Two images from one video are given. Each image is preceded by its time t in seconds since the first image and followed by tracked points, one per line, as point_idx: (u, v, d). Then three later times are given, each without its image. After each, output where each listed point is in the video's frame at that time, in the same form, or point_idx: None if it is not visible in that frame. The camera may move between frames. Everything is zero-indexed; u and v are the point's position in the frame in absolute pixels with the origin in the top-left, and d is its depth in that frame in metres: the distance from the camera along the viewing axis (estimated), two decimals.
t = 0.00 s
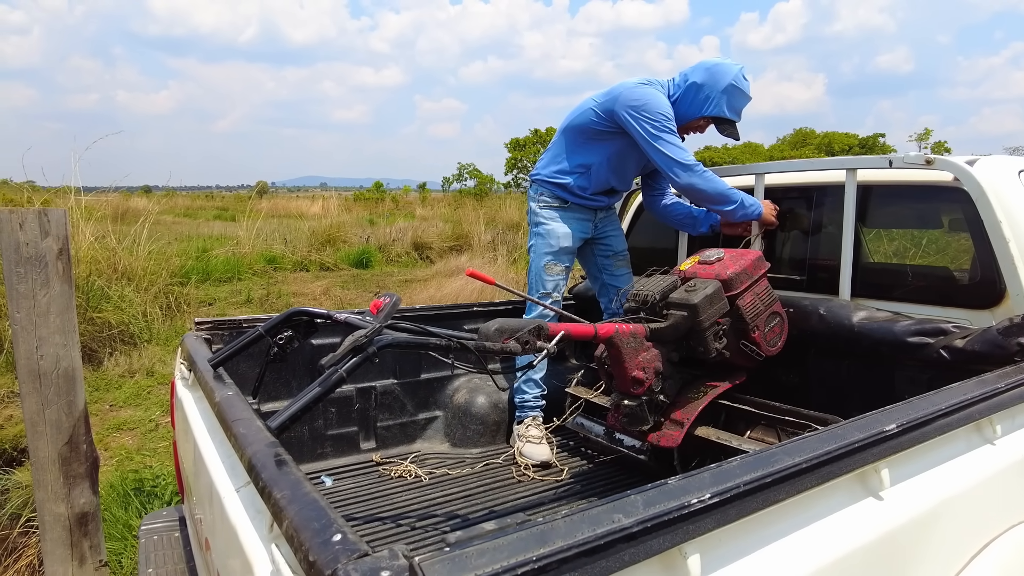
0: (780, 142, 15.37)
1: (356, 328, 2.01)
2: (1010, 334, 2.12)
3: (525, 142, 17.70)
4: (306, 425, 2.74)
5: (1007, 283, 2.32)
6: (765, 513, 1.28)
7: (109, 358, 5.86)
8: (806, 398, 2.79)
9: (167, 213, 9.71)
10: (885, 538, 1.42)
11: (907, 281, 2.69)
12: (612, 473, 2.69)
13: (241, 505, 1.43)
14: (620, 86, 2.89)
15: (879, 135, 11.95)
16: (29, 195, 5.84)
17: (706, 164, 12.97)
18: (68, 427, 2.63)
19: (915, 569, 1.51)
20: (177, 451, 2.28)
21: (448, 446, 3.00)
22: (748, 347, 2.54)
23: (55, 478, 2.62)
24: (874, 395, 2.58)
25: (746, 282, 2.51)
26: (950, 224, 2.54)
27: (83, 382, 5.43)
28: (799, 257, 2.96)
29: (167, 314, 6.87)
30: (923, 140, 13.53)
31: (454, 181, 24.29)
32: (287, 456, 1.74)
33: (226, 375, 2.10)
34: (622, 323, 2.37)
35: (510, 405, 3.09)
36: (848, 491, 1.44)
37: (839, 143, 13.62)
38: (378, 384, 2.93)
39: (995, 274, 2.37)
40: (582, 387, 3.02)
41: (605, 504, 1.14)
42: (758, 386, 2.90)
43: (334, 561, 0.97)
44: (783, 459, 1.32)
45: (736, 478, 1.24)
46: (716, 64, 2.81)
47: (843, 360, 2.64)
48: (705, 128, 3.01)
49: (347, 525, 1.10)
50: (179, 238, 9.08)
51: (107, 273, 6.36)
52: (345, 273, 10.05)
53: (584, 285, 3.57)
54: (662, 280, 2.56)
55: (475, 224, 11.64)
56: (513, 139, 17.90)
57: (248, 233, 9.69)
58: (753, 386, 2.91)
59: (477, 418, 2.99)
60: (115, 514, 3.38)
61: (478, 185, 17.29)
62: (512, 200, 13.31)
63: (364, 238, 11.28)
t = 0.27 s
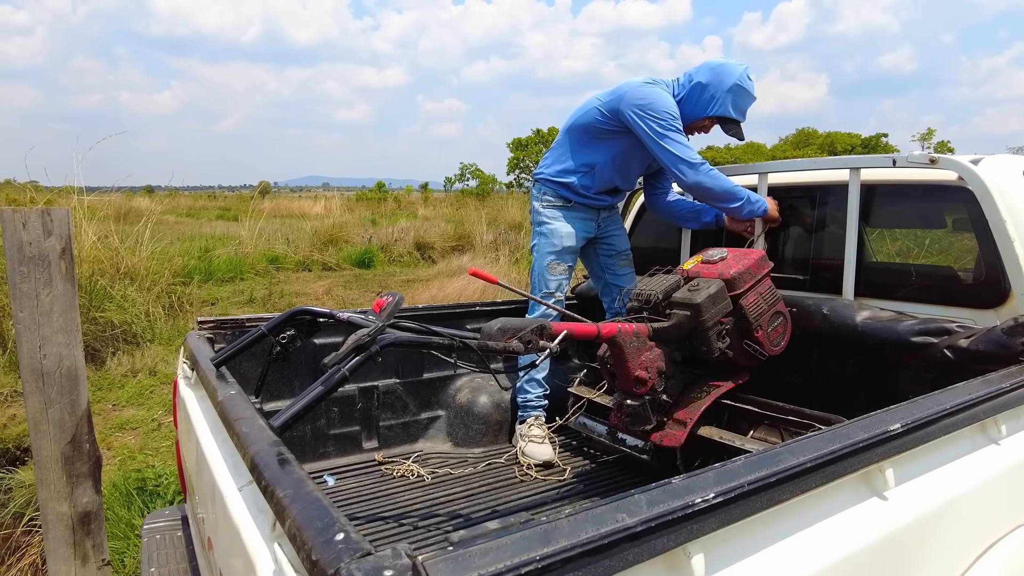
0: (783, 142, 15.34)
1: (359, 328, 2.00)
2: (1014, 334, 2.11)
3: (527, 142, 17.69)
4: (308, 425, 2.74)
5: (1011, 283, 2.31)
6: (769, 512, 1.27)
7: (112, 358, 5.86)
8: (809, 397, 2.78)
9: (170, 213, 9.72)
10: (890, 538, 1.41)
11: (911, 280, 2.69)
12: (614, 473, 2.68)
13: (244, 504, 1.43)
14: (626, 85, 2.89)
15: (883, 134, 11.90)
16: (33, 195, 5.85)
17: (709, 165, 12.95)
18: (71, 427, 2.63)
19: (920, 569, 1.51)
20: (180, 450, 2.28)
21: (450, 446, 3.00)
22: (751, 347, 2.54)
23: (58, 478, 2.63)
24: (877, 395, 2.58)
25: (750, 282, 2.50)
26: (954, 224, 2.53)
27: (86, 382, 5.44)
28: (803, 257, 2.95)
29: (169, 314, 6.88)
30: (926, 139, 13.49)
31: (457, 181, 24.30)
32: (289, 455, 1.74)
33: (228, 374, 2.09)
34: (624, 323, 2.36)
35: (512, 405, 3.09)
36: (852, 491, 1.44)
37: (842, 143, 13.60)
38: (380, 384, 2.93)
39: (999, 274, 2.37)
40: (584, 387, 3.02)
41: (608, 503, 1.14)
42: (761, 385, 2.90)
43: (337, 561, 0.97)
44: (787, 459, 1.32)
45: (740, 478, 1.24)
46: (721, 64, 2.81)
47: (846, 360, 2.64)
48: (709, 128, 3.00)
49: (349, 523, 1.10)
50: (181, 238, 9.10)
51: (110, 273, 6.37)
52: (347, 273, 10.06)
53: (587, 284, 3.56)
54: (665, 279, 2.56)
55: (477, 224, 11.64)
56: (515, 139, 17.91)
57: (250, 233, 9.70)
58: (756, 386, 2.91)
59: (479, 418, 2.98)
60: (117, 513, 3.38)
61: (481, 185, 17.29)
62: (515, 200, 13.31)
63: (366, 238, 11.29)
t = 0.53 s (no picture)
0: (785, 142, 15.32)
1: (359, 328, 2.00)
2: (1017, 335, 2.10)
3: (529, 142, 17.68)
4: (309, 425, 2.74)
5: (1014, 284, 2.30)
6: (769, 514, 1.27)
7: (114, 357, 5.86)
8: (810, 398, 2.77)
9: (172, 213, 9.73)
10: (892, 540, 1.40)
11: (912, 280, 2.68)
12: (615, 474, 2.68)
13: (242, 505, 1.43)
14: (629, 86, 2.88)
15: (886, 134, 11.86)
16: (35, 195, 5.85)
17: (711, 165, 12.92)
18: (72, 427, 2.63)
19: (922, 570, 1.50)
20: (180, 450, 2.28)
21: (451, 446, 3.00)
22: (752, 347, 2.53)
23: (59, 478, 2.63)
24: (879, 396, 2.57)
25: (751, 282, 2.49)
26: (957, 224, 2.53)
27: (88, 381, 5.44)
28: (804, 257, 2.95)
29: (171, 314, 6.89)
30: (929, 139, 13.45)
31: (459, 181, 24.27)
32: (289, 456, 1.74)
33: (228, 375, 2.09)
34: (625, 323, 2.35)
35: (513, 405, 3.08)
36: (853, 493, 1.43)
37: (844, 143, 13.57)
38: (381, 384, 2.92)
39: (1002, 274, 2.36)
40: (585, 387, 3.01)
41: (607, 505, 1.13)
42: (763, 386, 2.89)
43: (334, 563, 0.97)
44: (787, 460, 1.31)
45: (740, 480, 1.23)
46: (723, 65, 2.81)
47: (847, 361, 2.63)
48: (712, 129, 3.00)
49: (347, 525, 1.09)
50: (184, 238, 9.10)
51: (112, 273, 6.38)
52: (349, 273, 10.06)
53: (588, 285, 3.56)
54: (666, 279, 2.55)
55: (479, 224, 11.63)
56: (517, 139, 17.90)
57: (252, 233, 9.71)
58: (757, 386, 2.90)
59: (480, 418, 2.98)
60: (119, 513, 3.38)
61: (483, 185, 17.29)
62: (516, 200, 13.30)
63: (368, 238, 11.29)
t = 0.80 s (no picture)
0: (785, 142, 15.30)
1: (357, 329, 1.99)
2: (1017, 336, 2.09)
3: (529, 142, 17.67)
4: (307, 425, 2.73)
5: (1014, 284, 2.29)
6: (767, 517, 1.26)
7: (114, 357, 5.86)
8: (810, 399, 2.76)
9: (173, 213, 9.73)
10: (891, 542, 1.40)
11: (912, 281, 2.68)
12: (614, 475, 2.67)
13: (238, 507, 1.42)
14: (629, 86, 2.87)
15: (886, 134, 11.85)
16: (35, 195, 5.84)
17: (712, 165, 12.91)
18: (71, 427, 2.62)
19: (922, 572, 1.49)
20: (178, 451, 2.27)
21: (450, 447, 2.99)
22: (752, 348, 2.52)
23: (57, 478, 2.62)
24: (878, 396, 2.56)
25: (750, 282, 2.48)
26: (957, 224, 2.52)
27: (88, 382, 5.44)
28: (804, 257, 2.94)
29: (172, 314, 6.88)
30: (930, 139, 13.42)
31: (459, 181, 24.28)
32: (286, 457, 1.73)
33: (225, 375, 2.09)
34: (624, 324, 2.34)
35: (512, 405, 3.08)
36: (852, 495, 1.42)
37: (845, 143, 13.56)
38: (380, 384, 2.91)
39: (1002, 274, 2.35)
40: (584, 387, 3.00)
41: (604, 507, 1.13)
42: (762, 386, 2.88)
43: (328, 566, 0.96)
44: (785, 463, 1.30)
45: (738, 482, 1.22)
46: (723, 65, 2.80)
47: (847, 361, 2.62)
48: (714, 131, 2.99)
49: (342, 528, 1.08)
50: (184, 238, 9.10)
51: (112, 273, 6.37)
52: (349, 273, 10.05)
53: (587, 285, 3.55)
54: (665, 280, 2.54)
55: (479, 224, 11.62)
56: (517, 139, 17.90)
57: (253, 233, 9.70)
58: (757, 387, 2.89)
59: (479, 419, 2.97)
60: (118, 514, 3.38)
61: (483, 185, 17.28)
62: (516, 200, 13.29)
63: (368, 238, 11.28)
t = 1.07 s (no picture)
0: (785, 142, 15.28)
1: (356, 329, 1.99)
2: (1018, 336, 2.09)
3: (529, 142, 17.66)
4: (306, 426, 2.72)
5: (1014, 284, 2.29)
6: (767, 518, 1.25)
7: (113, 357, 5.85)
8: (810, 399, 2.76)
9: (172, 213, 9.72)
10: (892, 543, 1.39)
11: (913, 281, 2.67)
12: (614, 475, 2.66)
13: (237, 507, 1.42)
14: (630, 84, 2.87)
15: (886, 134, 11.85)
16: (35, 196, 5.82)
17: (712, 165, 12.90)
18: (70, 427, 2.62)
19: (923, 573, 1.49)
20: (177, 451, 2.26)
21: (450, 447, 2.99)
22: (752, 348, 2.52)
23: (56, 478, 2.62)
24: (878, 396, 2.55)
25: (750, 282, 2.48)
26: (957, 224, 2.51)
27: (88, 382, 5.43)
28: (804, 257, 2.93)
29: (171, 314, 6.88)
30: (930, 139, 13.41)
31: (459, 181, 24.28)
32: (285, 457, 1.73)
33: (224, 375, 2.08)
34: (623, 324, 2.34)
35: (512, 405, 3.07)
36: (853, 495, 1.42)
37: (845, 143, 13.55)
38: (379, 384, 2.91)
39: (1002, 274, 2.34)
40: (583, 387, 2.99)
41: (604, 508, 1.12)
42: (762, 386, 2.88)
43: (327, 568, 0.95)
44: (786, 463, 1.29)
45: (738, 483, 1.22)
46: (723, 63, 2.80)
47: (847, 361, 2.62)
48: (717, 129, 2.99)
49: (341, 529, 1.08)
50: (183, 238, 9.09)
51: (112, 273, 6.37)
52: (349, 273, 10.04)
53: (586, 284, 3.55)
54: (665, 280, 2.54)
55: (479, 224, 11.62)
56: (517, 139, 17.90)
57: (253, 233, 9.70)
58: (757, 387, 2.89)
59: (478, 419, 2.96)
60: (117, 514, 3.37)
61: (483, 185, 17.28)
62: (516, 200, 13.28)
63: (368, 238, 11.28)
